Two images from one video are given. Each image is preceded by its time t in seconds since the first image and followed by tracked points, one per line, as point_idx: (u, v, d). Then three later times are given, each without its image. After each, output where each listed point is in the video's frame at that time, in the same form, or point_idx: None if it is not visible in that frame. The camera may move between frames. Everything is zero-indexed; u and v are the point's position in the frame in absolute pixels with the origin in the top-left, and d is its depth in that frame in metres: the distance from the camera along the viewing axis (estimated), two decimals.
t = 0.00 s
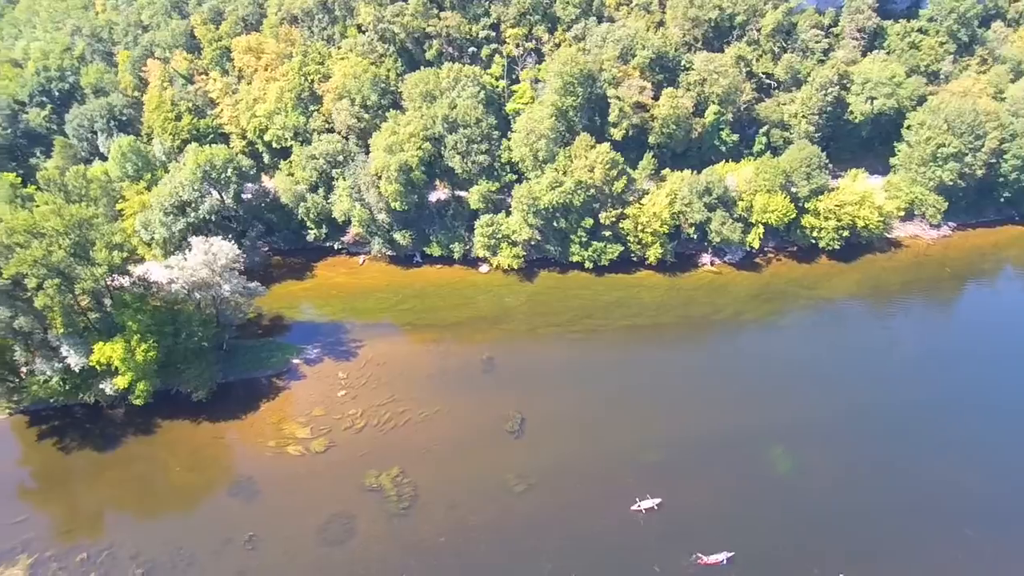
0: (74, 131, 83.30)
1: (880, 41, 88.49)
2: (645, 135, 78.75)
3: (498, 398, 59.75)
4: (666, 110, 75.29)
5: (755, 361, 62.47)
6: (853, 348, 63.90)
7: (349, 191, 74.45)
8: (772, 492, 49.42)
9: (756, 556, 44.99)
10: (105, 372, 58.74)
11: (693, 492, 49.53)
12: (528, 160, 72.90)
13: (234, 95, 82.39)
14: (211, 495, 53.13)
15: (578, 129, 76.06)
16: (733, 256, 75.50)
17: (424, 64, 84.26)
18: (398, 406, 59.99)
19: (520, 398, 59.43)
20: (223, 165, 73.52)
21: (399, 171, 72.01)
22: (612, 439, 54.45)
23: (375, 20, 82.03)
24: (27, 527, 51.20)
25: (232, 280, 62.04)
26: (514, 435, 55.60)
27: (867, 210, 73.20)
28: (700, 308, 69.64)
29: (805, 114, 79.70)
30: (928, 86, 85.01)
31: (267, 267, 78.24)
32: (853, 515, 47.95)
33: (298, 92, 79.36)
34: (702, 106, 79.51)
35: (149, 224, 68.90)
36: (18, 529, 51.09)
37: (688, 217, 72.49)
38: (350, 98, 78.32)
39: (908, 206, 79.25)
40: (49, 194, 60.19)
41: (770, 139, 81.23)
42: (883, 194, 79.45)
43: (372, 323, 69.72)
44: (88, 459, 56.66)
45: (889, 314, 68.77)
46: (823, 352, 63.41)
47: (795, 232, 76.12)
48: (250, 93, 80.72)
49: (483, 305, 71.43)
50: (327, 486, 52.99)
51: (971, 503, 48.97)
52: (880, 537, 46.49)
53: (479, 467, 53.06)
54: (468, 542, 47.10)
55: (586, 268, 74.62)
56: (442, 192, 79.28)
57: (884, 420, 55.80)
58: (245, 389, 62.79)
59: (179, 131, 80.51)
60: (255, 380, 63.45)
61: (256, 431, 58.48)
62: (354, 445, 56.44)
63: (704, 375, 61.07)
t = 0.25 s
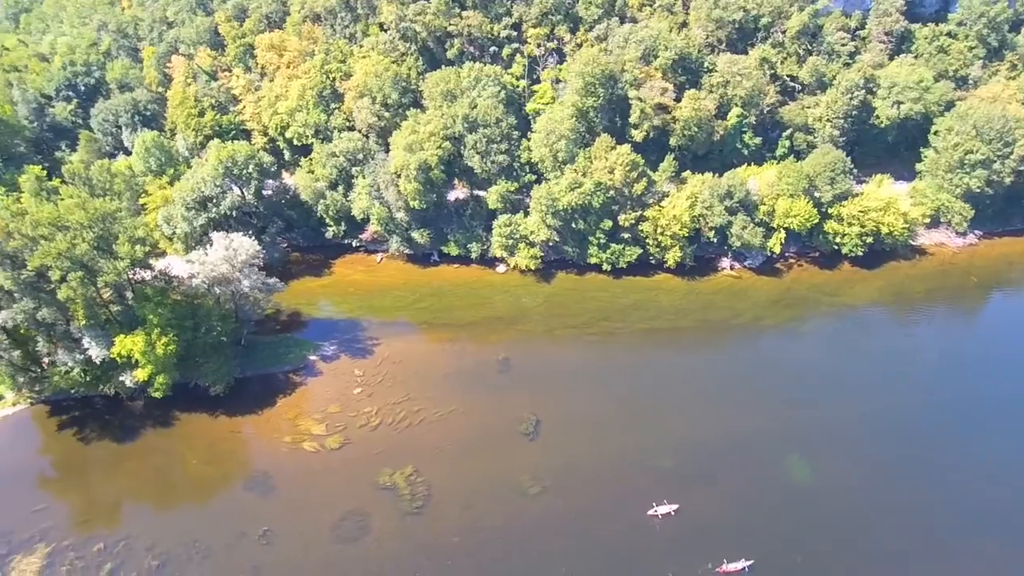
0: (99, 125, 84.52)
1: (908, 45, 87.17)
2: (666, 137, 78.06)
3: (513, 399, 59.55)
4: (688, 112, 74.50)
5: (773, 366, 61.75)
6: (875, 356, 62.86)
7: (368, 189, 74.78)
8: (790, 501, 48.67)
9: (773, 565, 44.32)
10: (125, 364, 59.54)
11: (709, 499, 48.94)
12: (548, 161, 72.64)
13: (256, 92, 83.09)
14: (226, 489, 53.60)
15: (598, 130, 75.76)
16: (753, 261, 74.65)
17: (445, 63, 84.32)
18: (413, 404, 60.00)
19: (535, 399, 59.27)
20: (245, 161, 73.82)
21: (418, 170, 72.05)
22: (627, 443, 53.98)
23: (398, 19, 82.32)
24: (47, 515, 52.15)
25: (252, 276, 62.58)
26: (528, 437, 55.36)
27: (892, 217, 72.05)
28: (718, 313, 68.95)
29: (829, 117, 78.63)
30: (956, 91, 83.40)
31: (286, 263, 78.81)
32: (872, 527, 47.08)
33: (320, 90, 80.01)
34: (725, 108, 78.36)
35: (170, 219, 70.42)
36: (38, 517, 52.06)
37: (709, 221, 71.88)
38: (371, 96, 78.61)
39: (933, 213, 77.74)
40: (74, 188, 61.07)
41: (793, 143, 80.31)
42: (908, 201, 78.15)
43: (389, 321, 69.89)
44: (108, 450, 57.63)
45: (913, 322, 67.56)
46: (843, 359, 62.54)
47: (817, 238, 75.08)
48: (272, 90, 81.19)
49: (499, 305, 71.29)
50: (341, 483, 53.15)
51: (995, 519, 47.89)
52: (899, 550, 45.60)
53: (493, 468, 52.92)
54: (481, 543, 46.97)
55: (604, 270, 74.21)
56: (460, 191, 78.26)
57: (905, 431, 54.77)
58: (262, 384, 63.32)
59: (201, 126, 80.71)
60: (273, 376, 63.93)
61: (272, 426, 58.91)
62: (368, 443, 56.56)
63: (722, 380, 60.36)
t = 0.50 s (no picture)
0: (123, 119, 85.39)
1: (936, 49, 85.70)
2: (687, 139, 77.26)
3: (528, 400, 59.34)
4: (710, 114, 73.85)
5: (792, 374, 60.96)
6: (897, 366, 61.84)
7: (387, 186, 74.92)
8: (807, 511, 47.99)
9: None
10: (145, 356, 60.19)
11: (726, 507, 48.39)
12: (568, 161, 72.27)
13: (278, 89, 83.63)
14: (242, 483, 54.00)
15: (619, 131, 75.10)
16: (773, 266, 73.74)
17: (466, 62, 84.26)
18: (428, 403, 60.01)
19: (550, 401, 58.99)
20: (265, 157, 74.44)
21: (438, 168, 71.95)
22: (643, 448, 53.54)
23: (420, 18, 82.49)
24: (66, 504, 52.87)
25: (271, 272, 63.00)
26: (543, 439, 55.12)
27: (917, 224, 70.81)
28: (737, 318, 68.21)
29: (854, 121, 77.42)
30: (986, 97, 81.79)
31: (304, 259, 79.21)
32: (892, 540, 46.28)
33: (341, 87, 80.34)
34: (748, 111, 77.44)
35: (192, 213, 70.17)
36: (57, 505, 52.78)
37: (729, 225, 70.98)
38: (391, 94, 78.55)
39: (959, 221, 76.25)
40: (98, 180, 61.81)
41: (817, 147, 78.95)
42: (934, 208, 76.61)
43: (405, 319, 70.02)
44: (126, 441, 58.37)
45: (937, 332, 66.36)
46: (864, 368, 61.59)
47: (840, 244, 74.04)
48: (294, 86, 81.46)
49: (516, 305, 71.08)
50: (355, 480, 53.32)
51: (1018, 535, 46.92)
52: (919, 565, 44.78)
53: (507, 470, 52.77)
54: (494, 544, 46.82)
55: (622, 273, 73.70)
56: (479, 190, 79.40)
57: (927, 442, 53.79)
58: (279, 379, 63.74)
59: (224, 123, 82.07)
60: (289, 372, 64.31)
61: (288, 421, 59.31)
62: (383, 441, 56.67)
63: (741, 386, 59.70)
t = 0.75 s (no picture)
0: (147, 114, 86.15)
1: (965, 55, 84.11)
2: (709, 142, 76.36)
3: (543, 403, 59.06)
4: (732, 117, 73.06)
5: (812, 382, 60.08)
6: (920, 376, 60.69)
7: (406, 185, 74.97)
8: (824, 523, 47.26)
9: None
10: (164, 349, 60.74)
11: (741, 516, 47.81)
12: (588, 162, 71.79)
13: (300, 86, 84.03)
14: (257, 478, 54.36)
15: (639, 133, 74.37)
16: (794, 272, 72.65)
17: (487, 62, 84.05)
18: (443, 403, 59.95)
19: (565, 404, 58.67)
20: (286, 154, 74.82)
21: (457, 168, 71.95)
22: (658, 454, 53.06)
23: (441, 17, 82.35)
24: (83, 494, 53.67)
25: (289, 268, 63.37)
26: (557, 442, 54.83)
27: (942, 232, 69.42)
28: (756, 324, 67.40)
29: (880, 126, 76.29)
30: (1016, 103, 80.07)
31: (322, 256, 79.50)
32: (911, 555, 45.47)
33: (362, 85, 80.57)
34: (770, 114, 76.71)
35: (213, 208, 71.43)
36: (75, 495, 53.59)
37: (750, 230, 70.22)
38: (412, 93, 78.79)
39: (986, 229, 74.66)
40: (122, 174, 62.44)
41: (841, 152, 77.65)
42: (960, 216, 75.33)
43: (422, 317, 70.06)
44: (143, 432, 59.09)
45: (961, 342, 65.06)
46: (885, 378, 60.57)
47: (863, 251, 72.86)
48: (316, 84, 82.07)
49: (532, 306, 70.79)
50: (369, 478, 53.45)
51: None
52: None
53: (520, 472, 52.57)
54: (506, 546, 46.67)
55: (640, 276, 73.09)
56: (498, 190, 79.27)
57: (950, 456, 52.71)
58: (295, 375, 64.10)
59: (246, 119, 82.64)
60: (306, 368, 64.61)
61: (304, 417, 59.66)
62: (397, 439, 56.72)
63: (759, 394, 58.95)
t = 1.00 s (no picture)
0: (171, 110, 87.07)
1: (995, 61, 82.56)
2: (731, 145, 75.51)
3: (558, 406, 58.73)
4: (756, 121, 71.95)
5: (832, 392, 59.16)
6: (944, 388, 59.48)
7: (425, 184, 75.01)
8: (842, 537, 46.48)
9: None
10: (183, 343, 61.33)
11: (756, 527, 47.19)
12: (608, 165, 71.42)
13: (321, 84, 84.42)
14: (272, 474, 54.70)
15: (660, 136, 73.97)
16: (816, 279, 71.75)
17: (508, 62, 83.85)
18: (458, 403, 59.84)
19: (580, 407, 58.31)
20: (307, 151, 75.37)
21: (476, 168, 71.85)
22: (673, 461, 52.55)
23: (463, 16, 81.99)
24: (102, 485, 54.57)
25: (308, 265, 64.34)
26: (571, 446, 54.49)
27: (968, 242, 68.01)
28: (775, 331, 66.55)
29: (907, 132, 74.86)
30: None
31: (340, 254, 79.84)
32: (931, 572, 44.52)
33: (383, 84, 80.64)
34: (794, 118, 75.64)
35: (234, 204, 71.89)
36: (93, 485, 54.66)
37: (771, 235, 69.47)
38: (433, 92, 79.20)
39: (1013, 239, 73.08)
40: (145, 170, 63.27)
41: (866, 158, 76.79)
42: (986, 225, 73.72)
43: (438, 317, 70.09)
44: (162, 424, 60.01)
45: (986, 354, 63.72)
46: (907, 388, 59.51)
47: (886, 259, 71.67)
48: (337, 83, 82.44)
49: (549, 308, 70.51)
50: (382, 477, 53.50)
51: None
52: None
53: (534, 474, 52.36)
54: (518, 550, 46.52)
55: (658, 280, 72.51)
56: (516, 191, 78.49)
57: (973, 472, 51.58)
58: (312, 372, 64.43)
59: (268, 116, 83.18)
60: (322, 365, 64.93)
61: (320, 414, 59.94)
62: (412, 439, 56.72)
63: (777, 403, 58.18)
